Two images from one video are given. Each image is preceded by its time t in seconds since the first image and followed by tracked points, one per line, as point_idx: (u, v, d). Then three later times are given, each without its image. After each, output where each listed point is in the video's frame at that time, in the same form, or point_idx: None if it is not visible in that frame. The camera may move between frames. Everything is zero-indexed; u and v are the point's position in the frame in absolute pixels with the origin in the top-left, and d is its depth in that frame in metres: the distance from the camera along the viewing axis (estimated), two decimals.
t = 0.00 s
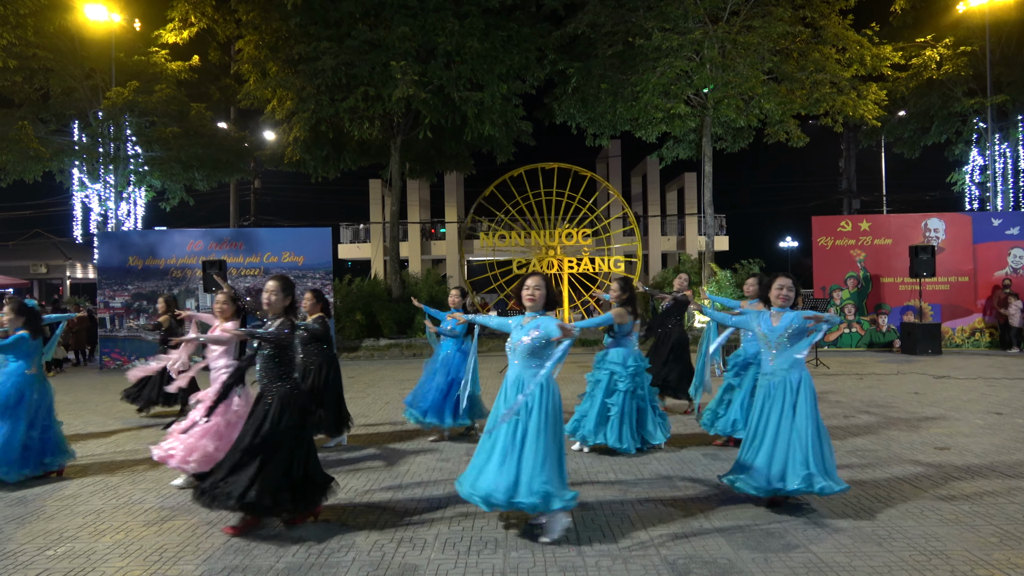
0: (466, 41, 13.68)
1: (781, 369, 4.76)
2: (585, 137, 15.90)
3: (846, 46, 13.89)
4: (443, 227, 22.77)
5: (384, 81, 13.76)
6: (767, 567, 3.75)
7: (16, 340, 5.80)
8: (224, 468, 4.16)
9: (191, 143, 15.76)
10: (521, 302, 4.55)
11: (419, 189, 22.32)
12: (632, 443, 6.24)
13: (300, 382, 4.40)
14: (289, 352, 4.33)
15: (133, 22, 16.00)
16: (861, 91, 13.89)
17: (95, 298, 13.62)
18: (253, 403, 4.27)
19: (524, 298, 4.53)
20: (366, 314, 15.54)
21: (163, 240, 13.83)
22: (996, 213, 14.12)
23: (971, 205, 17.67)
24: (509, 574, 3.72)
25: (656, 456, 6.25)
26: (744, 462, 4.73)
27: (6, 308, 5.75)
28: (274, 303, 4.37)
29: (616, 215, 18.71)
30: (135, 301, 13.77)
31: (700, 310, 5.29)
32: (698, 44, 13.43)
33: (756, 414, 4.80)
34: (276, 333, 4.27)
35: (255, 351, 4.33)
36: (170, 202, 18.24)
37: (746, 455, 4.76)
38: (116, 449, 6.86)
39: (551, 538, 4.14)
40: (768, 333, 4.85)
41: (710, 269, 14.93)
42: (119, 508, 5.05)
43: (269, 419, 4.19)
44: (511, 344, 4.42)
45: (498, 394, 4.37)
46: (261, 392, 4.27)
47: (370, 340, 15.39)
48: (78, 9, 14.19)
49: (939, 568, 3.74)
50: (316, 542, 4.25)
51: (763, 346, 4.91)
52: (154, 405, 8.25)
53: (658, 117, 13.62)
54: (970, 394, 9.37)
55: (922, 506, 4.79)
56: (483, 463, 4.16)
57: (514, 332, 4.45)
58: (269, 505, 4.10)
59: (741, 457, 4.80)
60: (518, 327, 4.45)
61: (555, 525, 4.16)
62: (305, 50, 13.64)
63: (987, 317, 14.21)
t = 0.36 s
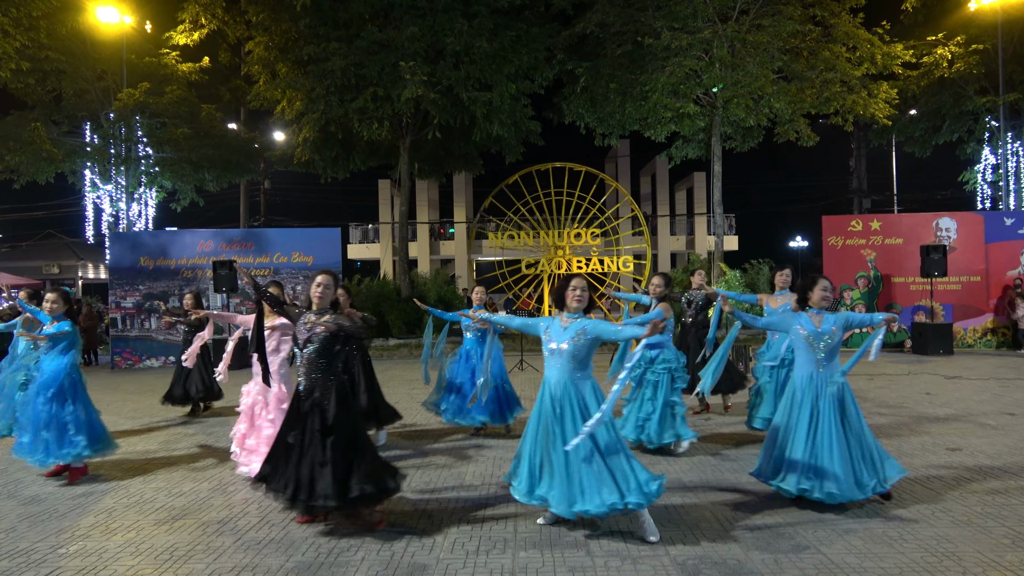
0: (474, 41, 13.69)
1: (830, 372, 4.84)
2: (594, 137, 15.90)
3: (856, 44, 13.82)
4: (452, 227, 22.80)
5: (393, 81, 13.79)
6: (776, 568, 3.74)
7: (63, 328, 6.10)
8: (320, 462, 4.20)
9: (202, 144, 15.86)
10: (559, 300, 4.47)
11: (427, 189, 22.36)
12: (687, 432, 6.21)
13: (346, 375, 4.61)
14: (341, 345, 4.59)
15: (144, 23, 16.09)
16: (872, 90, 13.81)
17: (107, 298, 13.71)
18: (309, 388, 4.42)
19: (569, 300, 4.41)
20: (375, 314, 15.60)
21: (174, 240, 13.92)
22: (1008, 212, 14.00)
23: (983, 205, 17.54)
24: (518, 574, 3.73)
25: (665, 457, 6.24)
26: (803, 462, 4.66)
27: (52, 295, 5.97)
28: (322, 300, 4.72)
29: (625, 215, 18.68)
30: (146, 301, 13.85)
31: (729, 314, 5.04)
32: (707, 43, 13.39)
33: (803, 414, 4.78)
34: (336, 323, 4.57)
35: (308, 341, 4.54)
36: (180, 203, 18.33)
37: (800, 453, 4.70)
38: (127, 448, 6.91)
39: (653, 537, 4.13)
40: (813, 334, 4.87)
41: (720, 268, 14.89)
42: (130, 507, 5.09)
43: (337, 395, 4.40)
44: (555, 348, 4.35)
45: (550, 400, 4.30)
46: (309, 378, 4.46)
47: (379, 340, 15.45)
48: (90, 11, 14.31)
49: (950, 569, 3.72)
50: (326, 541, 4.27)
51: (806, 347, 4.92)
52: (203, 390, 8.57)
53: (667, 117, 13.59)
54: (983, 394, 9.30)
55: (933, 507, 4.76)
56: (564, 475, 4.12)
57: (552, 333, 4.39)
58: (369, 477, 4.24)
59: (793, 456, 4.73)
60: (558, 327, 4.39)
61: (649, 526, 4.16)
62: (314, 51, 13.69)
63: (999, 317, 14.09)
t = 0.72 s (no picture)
0: (478, 41, 13.70)
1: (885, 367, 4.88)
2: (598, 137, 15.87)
3: (861, 43, 13.79)
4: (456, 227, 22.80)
5: (397, 81, 13.79)
6: (781, 569, 3.73)
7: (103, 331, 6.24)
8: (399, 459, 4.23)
9: (206, 144, 15.89)
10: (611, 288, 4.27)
11: (431, 189, 22.36)
12: (740, 421, 6.32)
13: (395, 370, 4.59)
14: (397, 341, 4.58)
15: (148, 24, 16.12)
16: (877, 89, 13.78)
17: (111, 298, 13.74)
18: (371, 382, 4.38)
19: (625, 287, 4.21)
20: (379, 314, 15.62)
21: (178, 240, 13.94)
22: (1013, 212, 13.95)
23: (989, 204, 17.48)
24: (521, 574, 3.73)
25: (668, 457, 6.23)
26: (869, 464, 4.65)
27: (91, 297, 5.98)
28: (368, 295, 4.61)
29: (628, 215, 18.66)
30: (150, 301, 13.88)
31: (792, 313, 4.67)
32: (711, 42, 13.37)
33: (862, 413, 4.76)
34: (406, 318, 4.58)
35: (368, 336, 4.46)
36: (185, 203, 18.35)
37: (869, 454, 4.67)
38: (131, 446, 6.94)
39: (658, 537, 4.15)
40: (870, 331, 4.86)
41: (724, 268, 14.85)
42: (134, 506, 5.10)
43: (401, 387, 4.42)
44: (618, 336, 4.15)
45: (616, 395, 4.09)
46: (371, 374, 4.41)
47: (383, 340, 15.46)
48: (94, 12, 14.35)
49: (955, 570, 3.70)
50: (330, 541, 4.27)
51: (861, 345, 4.88)
52: (240, 386, 8.82)
53: (671, 117, 13.59)
54: (988, 395, 9.26)
55: (938, 507, 4.74)
56: (644, 475, 3.92)
57: (611, 320, 4.17)
58: (440, 471, 4.33)
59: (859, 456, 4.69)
60: (620, 316, 4.19)
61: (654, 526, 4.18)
62: (319, 51, 13.71)
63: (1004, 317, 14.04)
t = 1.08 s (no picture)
0: (478, 42, 13.73)
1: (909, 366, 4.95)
2: (597, 137, 15.87)
3: (860, 44, 13.80)
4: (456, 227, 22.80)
5: (397, 82, 13.80)
6: (781, 569, 3.73)
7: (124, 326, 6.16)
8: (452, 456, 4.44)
9: (206, 144, 15.91)
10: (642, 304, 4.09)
11: (431, 189, 22.35)
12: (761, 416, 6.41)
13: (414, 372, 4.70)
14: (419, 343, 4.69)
15: (147, 23, 16.13)
16: (877, 89, 13.79)
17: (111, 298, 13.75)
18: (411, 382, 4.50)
19: (658, 303, 4.03)
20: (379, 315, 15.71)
21: (178, 240, 13.94)
22: (1013, 212, 13.95)
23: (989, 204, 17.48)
24: (521, 574, 3.74)
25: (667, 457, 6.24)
26: (907, 464, 4.66)
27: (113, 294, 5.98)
28: (394, 298, 4.63)
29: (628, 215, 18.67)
30: (150, 301, 13.88)
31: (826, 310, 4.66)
32: (711, 43, 13.38)
33: (890, 405, 4.81)
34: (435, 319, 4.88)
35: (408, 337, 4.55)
36: (185, 203, 18.36)
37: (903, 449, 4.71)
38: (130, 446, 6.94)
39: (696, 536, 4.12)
40: (899, 329, 4.87)
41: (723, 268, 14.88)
42: (134, 507, 5.10)
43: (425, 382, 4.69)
44: (664, 351, 3.97)
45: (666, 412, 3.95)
46: (410, 373, 4.52)
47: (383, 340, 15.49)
48: (94, 12, 14.32)
49: (955, 570, 3.70)
50: (330, 541, 4.27)
51: (890, 345, 4.87)
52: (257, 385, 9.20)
53: (671, 117, 13.59)
54: (987, 395, 9.28)
55: (938, 507, 4.74)
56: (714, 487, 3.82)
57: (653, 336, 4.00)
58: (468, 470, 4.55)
59: (887, 456, 4.72)
60: (661, 332, 4.02)
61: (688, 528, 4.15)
62: (319, 52, 13.72)
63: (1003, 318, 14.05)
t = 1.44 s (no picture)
0: (478, 42, 13.74)
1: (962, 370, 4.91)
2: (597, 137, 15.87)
3: (860, 44, 13.81)
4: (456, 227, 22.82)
5: (396, 82, 13.81)
6: (780, 569, 3.73)
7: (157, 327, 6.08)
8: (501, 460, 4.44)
9: (206, 144, 15.91)
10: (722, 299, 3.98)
11: (431, 190, 22.33)
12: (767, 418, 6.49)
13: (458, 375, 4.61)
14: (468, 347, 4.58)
15: (147, 23, 16.13)
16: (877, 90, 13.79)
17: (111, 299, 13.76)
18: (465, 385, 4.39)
19: (728, 302, 4.01)
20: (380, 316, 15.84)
21: (177, 241, 13.95)
22: (1014, 212, 13.94)
23: (989, 205, 17.46)
24: (520, 574, 3.74)
25: (667, 457, 6.25)
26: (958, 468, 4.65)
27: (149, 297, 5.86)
28: (438, 305, 4.46)
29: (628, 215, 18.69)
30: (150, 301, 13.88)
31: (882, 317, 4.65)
32: (711, 43, 13.38)
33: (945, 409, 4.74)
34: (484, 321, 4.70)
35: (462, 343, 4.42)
36: (185, 203, 18.36)
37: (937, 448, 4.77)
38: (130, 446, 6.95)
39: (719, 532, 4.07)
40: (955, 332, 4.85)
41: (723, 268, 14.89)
42: (133, 507, 5.11)
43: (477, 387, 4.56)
44: (753, 349, 3.81)
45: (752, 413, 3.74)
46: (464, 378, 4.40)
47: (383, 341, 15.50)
48: (93, 13, 14.31)
49: (954, 571, 3.70)
50: (329, 542, 4.27)
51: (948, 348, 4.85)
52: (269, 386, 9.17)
53: (671, 117, 13.59)
54: (987, 395, 9.28)
55: (938, 507, 4.74)
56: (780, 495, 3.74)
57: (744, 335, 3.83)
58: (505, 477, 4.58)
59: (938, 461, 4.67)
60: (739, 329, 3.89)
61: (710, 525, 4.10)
62: (318, 52, 13.72)
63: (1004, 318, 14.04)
